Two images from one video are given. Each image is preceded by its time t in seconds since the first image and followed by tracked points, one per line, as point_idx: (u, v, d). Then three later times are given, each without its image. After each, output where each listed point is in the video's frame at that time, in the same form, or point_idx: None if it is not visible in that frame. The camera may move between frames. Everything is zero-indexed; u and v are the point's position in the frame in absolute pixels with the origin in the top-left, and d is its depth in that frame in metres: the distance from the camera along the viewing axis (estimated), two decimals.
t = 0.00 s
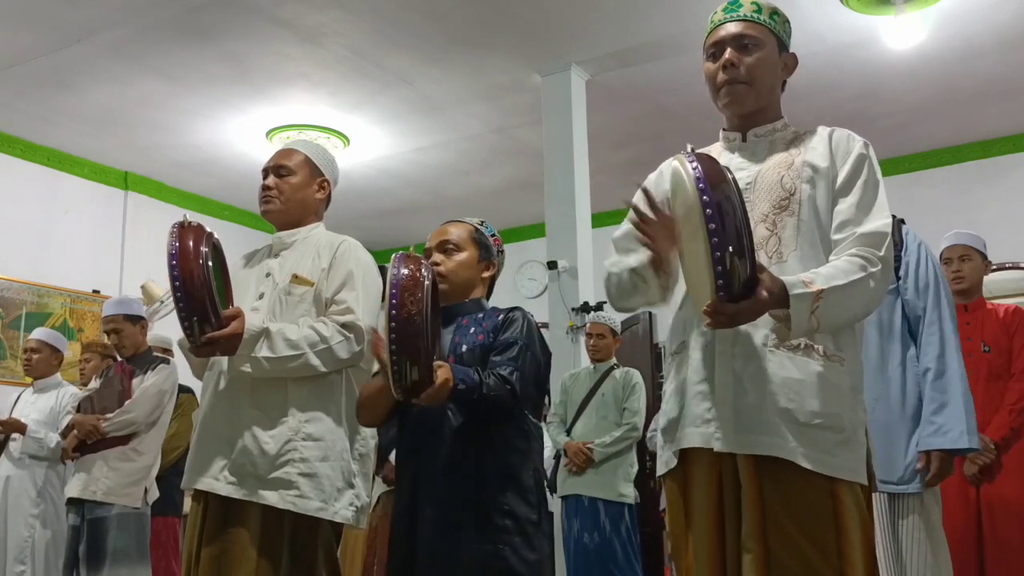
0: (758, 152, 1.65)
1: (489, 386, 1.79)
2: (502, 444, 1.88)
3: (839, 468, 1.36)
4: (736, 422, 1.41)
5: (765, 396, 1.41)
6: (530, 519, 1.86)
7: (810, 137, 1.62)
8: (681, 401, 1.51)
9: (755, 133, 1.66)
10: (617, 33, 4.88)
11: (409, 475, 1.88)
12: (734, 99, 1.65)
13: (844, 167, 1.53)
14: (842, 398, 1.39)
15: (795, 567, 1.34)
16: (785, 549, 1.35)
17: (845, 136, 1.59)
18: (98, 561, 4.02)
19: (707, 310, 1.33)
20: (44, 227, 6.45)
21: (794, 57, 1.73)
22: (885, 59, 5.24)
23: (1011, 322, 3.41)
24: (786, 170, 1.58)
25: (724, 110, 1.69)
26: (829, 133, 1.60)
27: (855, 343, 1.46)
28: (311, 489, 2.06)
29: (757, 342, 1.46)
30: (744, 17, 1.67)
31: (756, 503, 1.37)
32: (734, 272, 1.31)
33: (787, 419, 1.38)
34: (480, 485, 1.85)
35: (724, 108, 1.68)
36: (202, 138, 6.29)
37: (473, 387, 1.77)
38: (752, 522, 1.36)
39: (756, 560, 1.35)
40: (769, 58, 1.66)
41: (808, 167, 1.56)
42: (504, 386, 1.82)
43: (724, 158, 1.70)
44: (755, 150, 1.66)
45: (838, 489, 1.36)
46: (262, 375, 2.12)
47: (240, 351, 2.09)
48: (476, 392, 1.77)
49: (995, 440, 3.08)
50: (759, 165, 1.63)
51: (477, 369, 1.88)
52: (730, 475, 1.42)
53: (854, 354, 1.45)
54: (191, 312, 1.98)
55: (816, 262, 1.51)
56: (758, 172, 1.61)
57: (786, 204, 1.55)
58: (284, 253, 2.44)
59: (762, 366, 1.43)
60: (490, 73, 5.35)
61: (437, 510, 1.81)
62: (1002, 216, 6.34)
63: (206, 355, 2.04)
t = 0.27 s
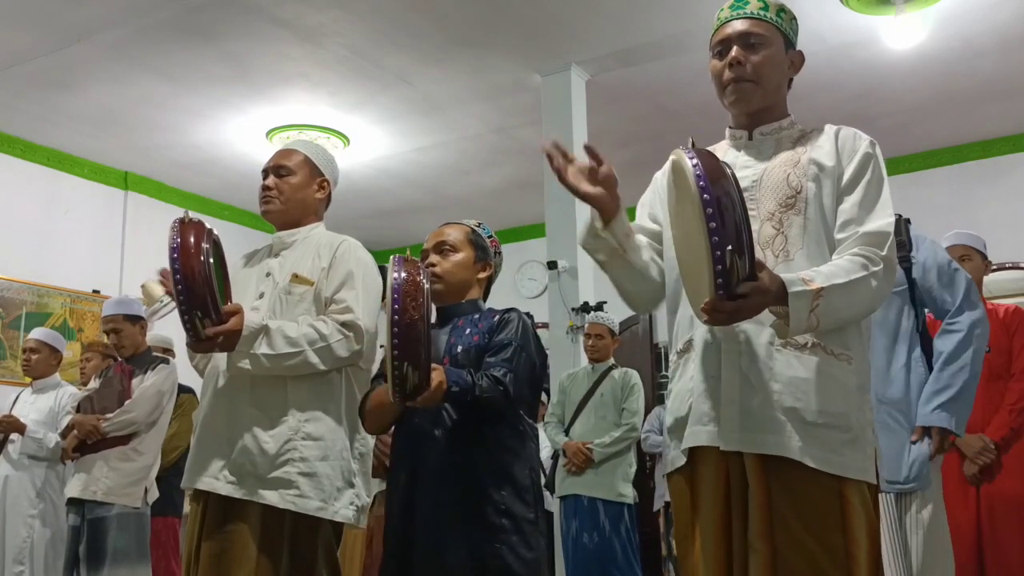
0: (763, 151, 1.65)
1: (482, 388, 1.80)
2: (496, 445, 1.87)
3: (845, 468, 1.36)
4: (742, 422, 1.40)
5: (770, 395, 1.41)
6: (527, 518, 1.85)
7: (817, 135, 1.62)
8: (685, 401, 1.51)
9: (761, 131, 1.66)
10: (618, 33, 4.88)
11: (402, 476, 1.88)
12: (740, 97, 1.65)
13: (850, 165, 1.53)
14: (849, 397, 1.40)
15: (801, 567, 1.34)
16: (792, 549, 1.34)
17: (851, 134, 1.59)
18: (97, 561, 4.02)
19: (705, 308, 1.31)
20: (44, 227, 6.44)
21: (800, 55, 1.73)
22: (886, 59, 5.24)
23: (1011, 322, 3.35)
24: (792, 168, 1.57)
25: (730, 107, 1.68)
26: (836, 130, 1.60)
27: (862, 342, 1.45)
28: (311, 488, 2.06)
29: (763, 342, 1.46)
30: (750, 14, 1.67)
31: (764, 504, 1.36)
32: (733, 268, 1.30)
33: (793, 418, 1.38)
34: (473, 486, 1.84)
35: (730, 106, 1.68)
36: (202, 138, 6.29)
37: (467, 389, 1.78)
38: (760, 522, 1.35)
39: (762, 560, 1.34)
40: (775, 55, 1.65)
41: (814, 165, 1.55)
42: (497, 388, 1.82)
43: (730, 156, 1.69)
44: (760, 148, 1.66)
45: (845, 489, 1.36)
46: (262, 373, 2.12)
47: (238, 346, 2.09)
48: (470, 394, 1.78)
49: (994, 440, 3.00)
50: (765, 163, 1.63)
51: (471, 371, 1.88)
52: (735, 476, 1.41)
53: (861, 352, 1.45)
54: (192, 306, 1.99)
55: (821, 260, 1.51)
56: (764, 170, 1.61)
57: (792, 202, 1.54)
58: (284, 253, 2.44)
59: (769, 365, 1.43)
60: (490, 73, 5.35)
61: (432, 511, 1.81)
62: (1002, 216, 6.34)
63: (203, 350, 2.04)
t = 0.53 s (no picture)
0: (768, 150, 1.65)
1: (490, 390, 1.81)
2: (497, 444, 1.88)
3: (851, 468, 1.35)
4: (748, 422, 1.41)
5: (775, 395, 1.41)
6: (524, 520, 1.84)
7: (822, 133, 1.62)
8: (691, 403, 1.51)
9: (766, 130, 1.66)
10: (617, 33, 4.88)
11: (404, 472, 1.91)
12: (745, 96, 1.65)
13: (856, 163, 1.53)
14: (854, 397, 1.39)
15: (803, 567, 1.34)
16: (794, 549, 1.35)
17: (856, 132, 1.59)
18: (96, 561, 4.02)
19: (716, 316, 1.32)
20: (44, 227, 6.44)
21: (805, 54, 1.73)
22: (886, 59, 5.24)
23: (1011, 323, 3.34)
24: (798, 168, 1.57)
25: (735, 107, 1.68)
26: (841, 128, 1.60)
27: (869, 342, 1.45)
28: (311, 489, 2.06)
29: (768, 343, 1.45)
30: (755, 13, 1.67)
31: (766, 503, 1.37)
32: (737, 277, 1.31)
33: (799, 419, 1.37)
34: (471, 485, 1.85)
35: (735, 105, 1.68)
36: (202, 138, 6.29)
37: (474, 392, 1.79)
38: (761, 523, 1.36)
39: (764, 560, 1.34)
40: (780, 54, 1.65)
41: (819, 164, 1.55)
42: (505, 390, 1.83)
43: (735, 155, 1.70)
44: (765, 148, 1.66)
45: (848, 489, 1.35)
46: (262, 375, 2.12)
47: (240, 350, 2.10)
48: (477, 397, 1.79)
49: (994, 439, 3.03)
50: (769, 163, 1.63)
51: (480, 372, 1.88)
52: (739, 476, 1.41)
53: (866, 353, 1.44)
54: (192, 312, 1.99)
55: (828, 260, 1.51)
56: (770, 170, 1.60)
57: (798, 201, 1.54)
58: (284, 253, 2.44)
59: (775, 364, 1.43)
60: (490, 73, 5.35)
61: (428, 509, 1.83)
62: (1002, 216, 6.34)
63: (206, 354, 2.05)
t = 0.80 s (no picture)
0: (775, 149, 1.65)
1: (501, 387, 1.79)
2: (516, 444, 1.88)
3: (860, 468, 1.35)
4: (757, 423, 1.41)
5: (782, 396, 1.41)
6: (540, 523, 1.84)
7: (830, 132, 1.62)
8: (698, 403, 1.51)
9: (774, 129, 1.66)
10: (617, 33, 4.88)
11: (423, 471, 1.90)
12: (754, 93, 1.65)
13: (864, 163, 1.53)
14: (861, 397, 1.39)
15: (812, 567, 1.34)
16: (803, 550, 1.34)
17: (865, 131, 1.58)
18: (96, 561, 4.01)
19: (725, 321, 1.32)
20: (44, 227, 6.43)
21: (815, 52, 1.73)
22: (886, 59, 5.24)
23: (1011, 322, 3.28)
24: (806, 167, 1.57)
25: (744, 104, 1.68)
26: (849, 128, 1.60)
27: (876, 343, 1.45)
28: (312, 489, 2.06)
29: (775, 344, 1.45)
30: (765, 10, 1.67)
31: (776, 501, 1.37)
32: (749, 282, 1.28)
33: (808, 419, 1.37)
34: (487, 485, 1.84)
35: (744, 103, 1.68)
36: (202, 138, 6.28)
37: (485, 388, 1.76)
38: (770, 522, 1.36)
39: (774, 561, 1.34)
40: (790, 52, 1.65)
41: (827, 163, 1.55)
42: (517, 388, 1.82)
43: (742, 154, 1.69)
44: (773, 146, 1.65)
45: (857, 489, 1.35)
46: (262, 376, 2.12)
47: (240, 351, 2.10)
48: (489, 393, 1.77)
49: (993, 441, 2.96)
50: (777, 162, 1.63)
51: (493, 370, 1.88)
52: (749, 476, 1.41)
53: (874, 354, 1.44)
54: (192, 314, 1.98)
55: (834, 261, 1.51)
56: (778, 169, 1.60)
57: (806, 201, 1.54)
58: (284, 253, 2.43)
59: (783, 366, 1.43)
60: (490, 73, 5.35)
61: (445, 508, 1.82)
62: (1002, 216, 6.34)
63: (206, 356, 2.05)
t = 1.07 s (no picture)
0: (781, 149, 1.66)
1: (512, 378, 1.80)
2: (529, 441, 1.88)
3: (862, 468, 1.35)
4: (759, 422, 1.41)
5: (786, 396, 1.41)
6: (552, 521, 1.84)
7: (835, 131, 1.62)
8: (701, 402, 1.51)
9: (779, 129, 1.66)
10: (617, 33, 4.88)
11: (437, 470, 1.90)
12: (758, 93, 1.65)
13: (869, 162, 1.53)
14: (866, 397, 1.39)
15: (812, 567, 1.34)
16: (804, 550, 1.35)
17: (870, 129, 1.58)
18: (93, 562, 4.03)
19: (728, 319, 1.32)
20: (44, 227, 6.43)
21: (818, 50, 1.73)
22: (886, 59, 5.24)
23: (1011, 323, 3.22)
24: (811, 167, 1.57)
25: (749, 104, 1.68)
26: (855, 126, 1.60)
27: (881, 342, 1.45)
28: (311, 489, 2.06)
29: (780, 343, 1.45)
30: (768, 10, 1.67)
31: (776, 500, 1.37)
32: (755, 281, 1.31)
33: (810, 420, 1.38)
34: (501, 484, 1.85)
35: (748, 103, 1.68)
36: (202, 138, 6.28)
37: (495, 380, 1.78)
38: (770, 521, 1.36)
39: (775, 561, 1.34)
40: (793, 51, 1.65)
41: (833, 162, 1.55)
42: (527, 379, 1.83)
43: (749, 154, 1.70)
44: (779, 146, 1.66)
45: (858, 489, 1.35)
46: (262, 375, 2.12)
47: (238, 350, 2.10)
48: (500, 385, 1.78)
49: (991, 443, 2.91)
50: (782, 162, 1.63)
51: (504, 362, 1.88)
52: (750, 475, 1.41)
53: (879, 352, 1.44)
54: (194, 311, 1.98)
55: (841, 260, 1.51)
56: (783, 169, 1.61)
57: (811, 200, 1.55)
58: (284, 253, 2.43)
59: (786, 365, 1.43)
60: (490, 73, 5.35)
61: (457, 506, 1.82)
62: (1002, 216, 6.34)
63: (204, 352, 2.05)
